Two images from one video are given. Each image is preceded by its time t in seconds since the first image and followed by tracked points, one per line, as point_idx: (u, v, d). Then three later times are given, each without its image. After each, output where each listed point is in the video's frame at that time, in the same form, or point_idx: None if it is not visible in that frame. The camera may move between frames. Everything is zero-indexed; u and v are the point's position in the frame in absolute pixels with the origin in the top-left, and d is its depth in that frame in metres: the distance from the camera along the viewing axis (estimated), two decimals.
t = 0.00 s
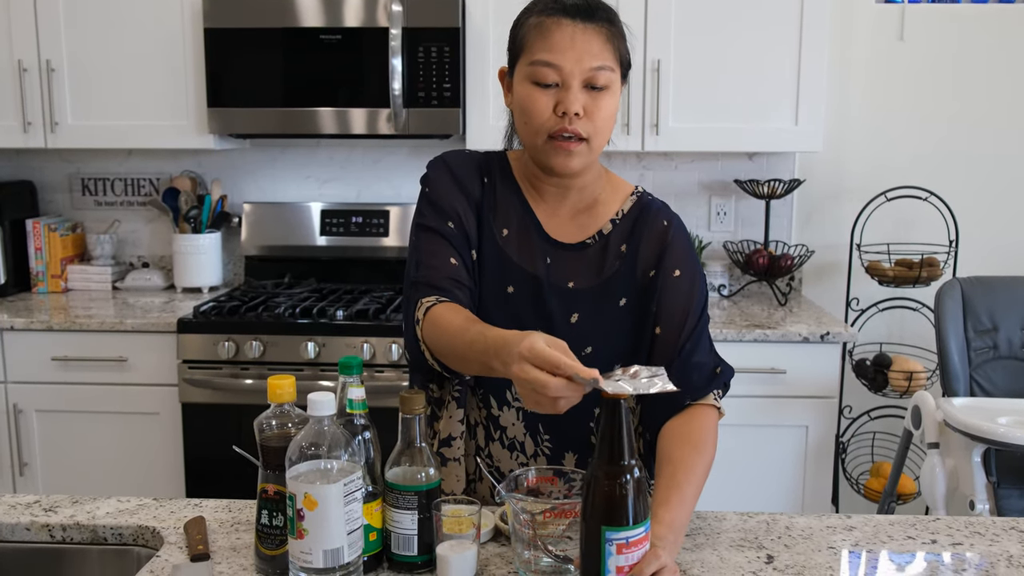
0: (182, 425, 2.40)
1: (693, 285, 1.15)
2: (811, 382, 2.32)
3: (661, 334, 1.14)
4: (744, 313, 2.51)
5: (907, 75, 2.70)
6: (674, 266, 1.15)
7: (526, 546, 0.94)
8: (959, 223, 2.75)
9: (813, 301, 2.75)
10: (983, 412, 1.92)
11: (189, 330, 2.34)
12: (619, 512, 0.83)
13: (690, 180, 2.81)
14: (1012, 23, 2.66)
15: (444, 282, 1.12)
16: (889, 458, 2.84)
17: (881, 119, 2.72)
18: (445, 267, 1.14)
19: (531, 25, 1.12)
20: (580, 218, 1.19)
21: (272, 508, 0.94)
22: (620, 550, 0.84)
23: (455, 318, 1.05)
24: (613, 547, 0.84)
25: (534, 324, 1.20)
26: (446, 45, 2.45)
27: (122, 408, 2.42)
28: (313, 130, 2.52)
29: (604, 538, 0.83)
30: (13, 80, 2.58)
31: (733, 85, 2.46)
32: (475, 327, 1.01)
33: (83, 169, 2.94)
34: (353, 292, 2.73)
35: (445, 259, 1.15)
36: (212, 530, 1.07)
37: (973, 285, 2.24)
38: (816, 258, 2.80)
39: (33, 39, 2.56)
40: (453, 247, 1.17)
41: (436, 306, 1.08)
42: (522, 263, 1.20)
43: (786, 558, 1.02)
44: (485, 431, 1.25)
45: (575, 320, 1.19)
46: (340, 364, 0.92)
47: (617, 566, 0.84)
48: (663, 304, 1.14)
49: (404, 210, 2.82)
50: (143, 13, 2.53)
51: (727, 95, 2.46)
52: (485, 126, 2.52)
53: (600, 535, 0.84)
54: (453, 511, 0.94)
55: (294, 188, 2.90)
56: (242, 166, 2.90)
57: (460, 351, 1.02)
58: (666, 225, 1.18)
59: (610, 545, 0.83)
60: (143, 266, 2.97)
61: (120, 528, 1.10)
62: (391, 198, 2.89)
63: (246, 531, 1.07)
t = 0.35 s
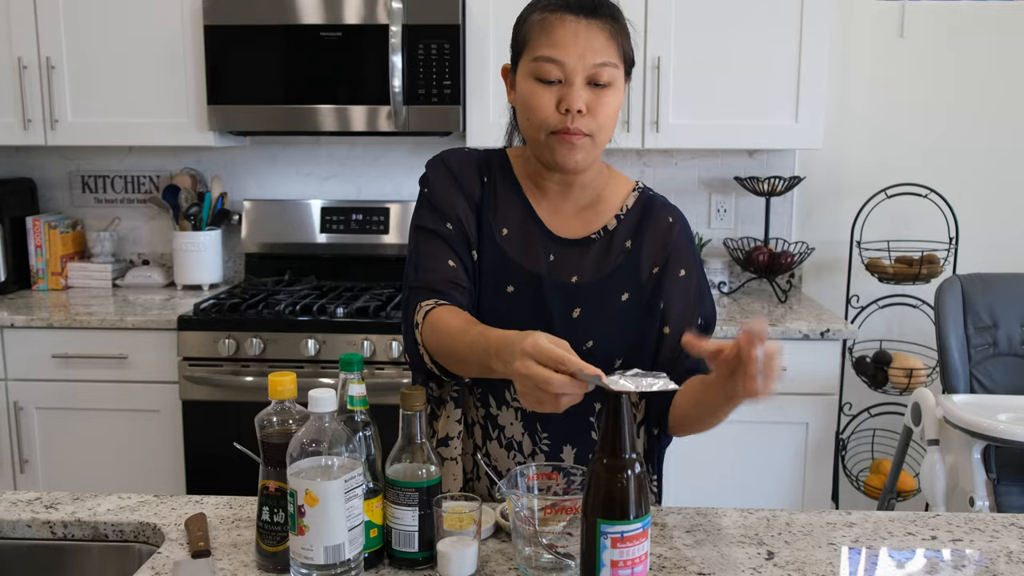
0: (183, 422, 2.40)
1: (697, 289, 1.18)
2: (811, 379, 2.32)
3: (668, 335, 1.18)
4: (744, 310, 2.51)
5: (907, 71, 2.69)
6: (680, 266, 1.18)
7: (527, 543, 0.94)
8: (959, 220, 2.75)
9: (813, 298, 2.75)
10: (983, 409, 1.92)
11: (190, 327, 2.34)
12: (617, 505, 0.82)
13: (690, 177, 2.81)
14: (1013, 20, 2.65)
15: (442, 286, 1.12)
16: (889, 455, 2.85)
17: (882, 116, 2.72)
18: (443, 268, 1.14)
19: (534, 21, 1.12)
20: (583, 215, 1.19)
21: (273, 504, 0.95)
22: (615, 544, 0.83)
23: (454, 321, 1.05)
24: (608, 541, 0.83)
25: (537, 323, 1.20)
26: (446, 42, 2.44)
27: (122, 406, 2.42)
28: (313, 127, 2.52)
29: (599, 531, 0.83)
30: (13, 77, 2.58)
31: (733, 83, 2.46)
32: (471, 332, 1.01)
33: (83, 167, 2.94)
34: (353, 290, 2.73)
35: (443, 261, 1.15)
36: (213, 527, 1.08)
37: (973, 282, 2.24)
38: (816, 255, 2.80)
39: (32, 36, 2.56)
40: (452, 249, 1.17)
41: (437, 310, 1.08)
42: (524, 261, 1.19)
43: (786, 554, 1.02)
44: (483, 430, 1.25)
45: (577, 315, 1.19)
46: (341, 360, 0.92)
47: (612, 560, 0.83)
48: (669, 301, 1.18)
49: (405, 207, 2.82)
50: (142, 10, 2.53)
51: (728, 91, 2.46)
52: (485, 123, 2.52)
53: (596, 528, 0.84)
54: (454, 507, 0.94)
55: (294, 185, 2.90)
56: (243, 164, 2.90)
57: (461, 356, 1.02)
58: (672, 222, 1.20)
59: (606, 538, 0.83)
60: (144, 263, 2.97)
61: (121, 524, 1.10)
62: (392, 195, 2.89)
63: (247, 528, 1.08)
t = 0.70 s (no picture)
0: (181, 418, 2.40)
1: (687, 254, 1.16)
2: (809, 375, 2.32)
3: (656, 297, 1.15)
4: (742, 306, 2.51)
5: (905, 66, 2.70)
6: (670, 236, 1.17)
7: (524, 537, 0.94)
8: (956, 216, 2.75)
9: (811, 294, 2.76)
10: (980, 404, 1.93)
11: (188, 323, 2.35)
12: (614, 498, 0.83)
13: (688, 174, 2.81)
14: (1011, 16, 2.65)
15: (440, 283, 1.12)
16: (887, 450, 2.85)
17: (880, 112, 2.72)
18: (440, 270, 1.14)
19: (535, 17, 1.11)
20: (579, 208, 1.20)
21: (271, 499, 0.95)
22: (611, 538, 0.83)
23: (450, 324, 1.06)
24: (605, 534, 0.83)
25: (538, 317, 1.20)
26: (444, 38, 2.44)
27: (120, 402, 2.42)
28: (311, 123, 2.52)
29: (596, 525, 0.83)
30: (11, 73, 2.58)
31: (732, 79, 2.46)
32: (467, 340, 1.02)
33: (81, 163, 2.94)
34: (351, 286, 2.73)
35: (439, 262, 1.14)
36: (212, 522, 1.08)
37: (970, 278, 2.24)
38: (814, 251, 2.81)
39: (30, 33, 2.56)
40: (448, 250, 1.16)
41: (434, 312, 1.08)
42: (522, 256, 1.19)
43: (783, 548, 1.02)
44: (493, 425, 1.25)
45: (579, 304, 1.19)
46: (339, 355, 0.92)
47: (609, 554, 0.83)
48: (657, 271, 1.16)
49: (403, 204, 2.82)
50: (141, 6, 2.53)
51: (726, 88, 2.46)
52: (483, 119, 2.52)
53: (592, 523, 0.84)
54: (452, 502, 0.94)
55: (292, 182, 2.90)
56: (241, 160, 2.90)
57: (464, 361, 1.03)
58: (663, 206, 1.19)
59: (603, 532, 0.83)
60: (142, 260, 2.97)
61: (120, 520, 1.10)
62: (390, 191, 2.89)
63: (246, 523, 1.08)
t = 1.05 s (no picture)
0: (179, 414, 2.41)
1: (683, 260, 1.17)
2: (806, 372, 2.33)
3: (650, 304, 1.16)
4: (740, 304, 2.51)
5: (902, 64, 2.70)
6: (666, 240, 1.17)
7: (521, 535, 0.95)
8: (954, 213, 2.75)
9: (808, 291, 2.76)
10: (977, 401, 1.93)
11: (186, 321, 2.35)
12: (613, 498, 0.83)
13: (685, 171, 2.81)
14: (1009, 13, 2.66)
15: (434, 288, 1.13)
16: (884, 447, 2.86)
17: (878, 110, 2.72)
18: (434, 276, 1.14)
19: (532, 18, 1.12)
20: (577, 209, 1.20)
21: (269, 497, 0.95)
22: (610, 536, 0.83)
23: (444, 326, 1.06)
24: (604, 533, 0.84)
25: (535, 317, 1.20)
26: (442, 36, 2.44)
27: (118, 399, 2.42)
28: (309, 120, 2.51)
29: (595, 524, 0.84)
30: (10, 70, 2.58)
31: (730, 77, 2.46)
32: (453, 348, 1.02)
33: (80, 160, 2.93)
34: (349, 283, 2.73)
35: (433, 266, 1.15)
36: (210, 519, 1.08)
37: (967, 275, 2.24)
38: (811, 248, 2.81)
39: (28, 29, 2.55)
40: (443, 255, 1.16)
41: (431, 318, 1.09)
42: (519, 257, 1.20)
43: (779, 546, 1.03)
44: (487, 427, 1.25)
45: (575, 306, 1.20)
46: (337, 354, 0.92)
47: (607, 552, 0.84)
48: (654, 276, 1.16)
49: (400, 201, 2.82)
50: (139, 3, 2.53)
51: (724, 85, 2.46)
52: (481, 117, 2.52)
53: (591, 521, 0.84)
54: (449, 500, 0.94)
55: (290, 179, 2.90)
56: (239, 157, 2.89)
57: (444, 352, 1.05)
58: (661, 207, 1.20)
59: (602, 531, 0.84)
60: (140, 256, 2.97)
61: (118, 517, 1.10)
62: (388, 188, 2.89)
63: (243, 520, 1.08)
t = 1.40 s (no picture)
0: (178, 415, 2.41)
1: (676, 261, 1.16)
2: (805, 372, 2.33)
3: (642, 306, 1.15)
4: (739, 304, 2.52)
5: (901, 64, 2.70)
6: (661, 241, 1.17)
7: (520, 538, 0.95)
8: (953, 213, 2.76)
9: (807, 291, 2.77)
10: (976, 401, 1.94)
11: (186, 322, 2.35)
12: (610, 499, 0.83)
13: (684, 172, 2.81)
14: (1007, 14, 2.66)
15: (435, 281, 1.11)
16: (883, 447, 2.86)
17: (877, 111, 2.72)
18: (440, 265, 1.14)
19: (526, 10, 1.13)
20: (569, 208, 1.20)
21: (268, 500, 0.95)
22: (607, 540, 0.83)
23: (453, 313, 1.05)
24: (600, 536, 0.84)
25: (526, 319, 1.20)
26: (441, 37, 2.44)
27: (117, 399, 2.42)
28: (309, 121, 2.51)
29: (592, 527, 0.84)
30: (9, 70, 2.58)
31: (729, 77, 2.46)
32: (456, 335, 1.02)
33: (79, 160, 2.93)
34: (348, 284, 2.73)
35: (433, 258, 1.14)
36: (209, 522, 1.08)
37: (966, 275, 2.24)
38: (810, 248, 2.81)
39: (28, 30, 2.55)
40: (444, 248, 1.16)
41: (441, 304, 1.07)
42: (511, 260, 1.20)
43: (778, 549, 1.03)
44: (475, 429, 1.26)
45: (565, 306, 1.20)
46: (337, 357, 0.92)
47: (604, 555, 0.84)
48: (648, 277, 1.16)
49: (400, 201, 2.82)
50: (139, 4, 2.53)
51: (723, 85, 2.46)
52: (480, 117, 2.52)
53: (588, 524, 0.84)
54: (448, 503, 0.95)
55: (290, 180, 2.90)
56: (238, 158, 2.89)
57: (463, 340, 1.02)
58: (656, 206, 1.20)
59: (598, 534, 0.84)
60: (139, 256, 2.97)
61: (116, 519, 1.10)
62: (387, 189, 2.89)
63: (242, 523, 1.08)
